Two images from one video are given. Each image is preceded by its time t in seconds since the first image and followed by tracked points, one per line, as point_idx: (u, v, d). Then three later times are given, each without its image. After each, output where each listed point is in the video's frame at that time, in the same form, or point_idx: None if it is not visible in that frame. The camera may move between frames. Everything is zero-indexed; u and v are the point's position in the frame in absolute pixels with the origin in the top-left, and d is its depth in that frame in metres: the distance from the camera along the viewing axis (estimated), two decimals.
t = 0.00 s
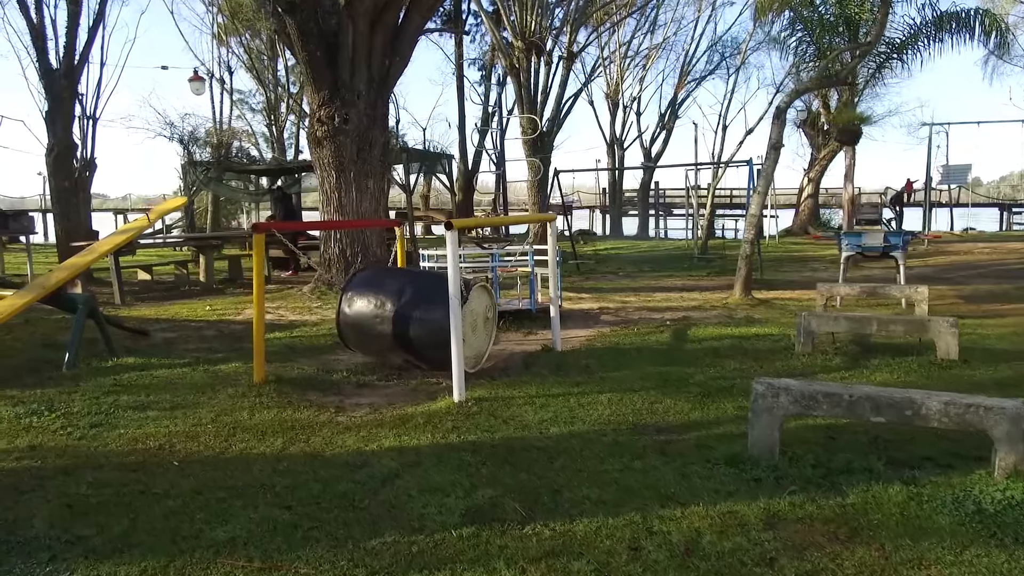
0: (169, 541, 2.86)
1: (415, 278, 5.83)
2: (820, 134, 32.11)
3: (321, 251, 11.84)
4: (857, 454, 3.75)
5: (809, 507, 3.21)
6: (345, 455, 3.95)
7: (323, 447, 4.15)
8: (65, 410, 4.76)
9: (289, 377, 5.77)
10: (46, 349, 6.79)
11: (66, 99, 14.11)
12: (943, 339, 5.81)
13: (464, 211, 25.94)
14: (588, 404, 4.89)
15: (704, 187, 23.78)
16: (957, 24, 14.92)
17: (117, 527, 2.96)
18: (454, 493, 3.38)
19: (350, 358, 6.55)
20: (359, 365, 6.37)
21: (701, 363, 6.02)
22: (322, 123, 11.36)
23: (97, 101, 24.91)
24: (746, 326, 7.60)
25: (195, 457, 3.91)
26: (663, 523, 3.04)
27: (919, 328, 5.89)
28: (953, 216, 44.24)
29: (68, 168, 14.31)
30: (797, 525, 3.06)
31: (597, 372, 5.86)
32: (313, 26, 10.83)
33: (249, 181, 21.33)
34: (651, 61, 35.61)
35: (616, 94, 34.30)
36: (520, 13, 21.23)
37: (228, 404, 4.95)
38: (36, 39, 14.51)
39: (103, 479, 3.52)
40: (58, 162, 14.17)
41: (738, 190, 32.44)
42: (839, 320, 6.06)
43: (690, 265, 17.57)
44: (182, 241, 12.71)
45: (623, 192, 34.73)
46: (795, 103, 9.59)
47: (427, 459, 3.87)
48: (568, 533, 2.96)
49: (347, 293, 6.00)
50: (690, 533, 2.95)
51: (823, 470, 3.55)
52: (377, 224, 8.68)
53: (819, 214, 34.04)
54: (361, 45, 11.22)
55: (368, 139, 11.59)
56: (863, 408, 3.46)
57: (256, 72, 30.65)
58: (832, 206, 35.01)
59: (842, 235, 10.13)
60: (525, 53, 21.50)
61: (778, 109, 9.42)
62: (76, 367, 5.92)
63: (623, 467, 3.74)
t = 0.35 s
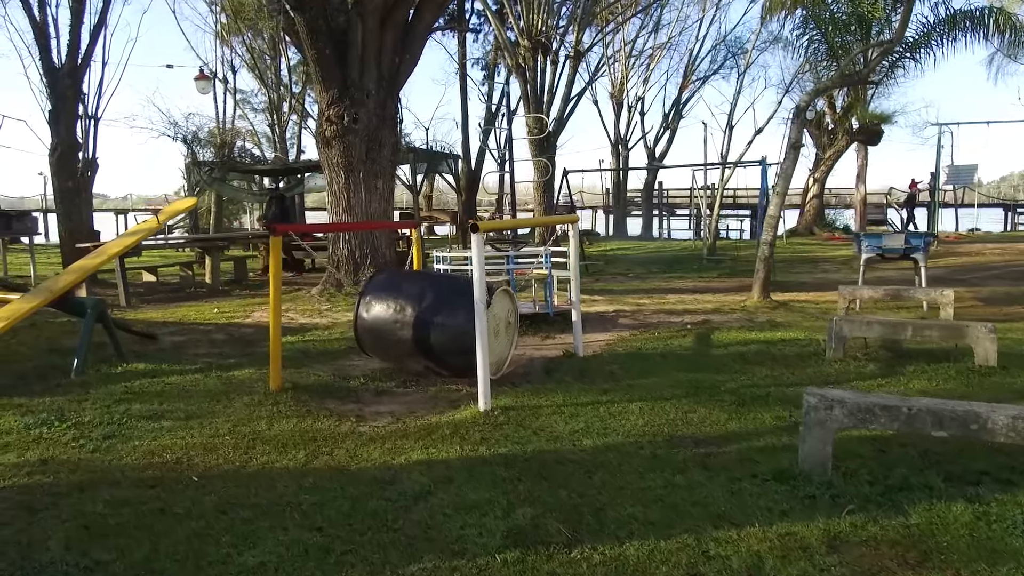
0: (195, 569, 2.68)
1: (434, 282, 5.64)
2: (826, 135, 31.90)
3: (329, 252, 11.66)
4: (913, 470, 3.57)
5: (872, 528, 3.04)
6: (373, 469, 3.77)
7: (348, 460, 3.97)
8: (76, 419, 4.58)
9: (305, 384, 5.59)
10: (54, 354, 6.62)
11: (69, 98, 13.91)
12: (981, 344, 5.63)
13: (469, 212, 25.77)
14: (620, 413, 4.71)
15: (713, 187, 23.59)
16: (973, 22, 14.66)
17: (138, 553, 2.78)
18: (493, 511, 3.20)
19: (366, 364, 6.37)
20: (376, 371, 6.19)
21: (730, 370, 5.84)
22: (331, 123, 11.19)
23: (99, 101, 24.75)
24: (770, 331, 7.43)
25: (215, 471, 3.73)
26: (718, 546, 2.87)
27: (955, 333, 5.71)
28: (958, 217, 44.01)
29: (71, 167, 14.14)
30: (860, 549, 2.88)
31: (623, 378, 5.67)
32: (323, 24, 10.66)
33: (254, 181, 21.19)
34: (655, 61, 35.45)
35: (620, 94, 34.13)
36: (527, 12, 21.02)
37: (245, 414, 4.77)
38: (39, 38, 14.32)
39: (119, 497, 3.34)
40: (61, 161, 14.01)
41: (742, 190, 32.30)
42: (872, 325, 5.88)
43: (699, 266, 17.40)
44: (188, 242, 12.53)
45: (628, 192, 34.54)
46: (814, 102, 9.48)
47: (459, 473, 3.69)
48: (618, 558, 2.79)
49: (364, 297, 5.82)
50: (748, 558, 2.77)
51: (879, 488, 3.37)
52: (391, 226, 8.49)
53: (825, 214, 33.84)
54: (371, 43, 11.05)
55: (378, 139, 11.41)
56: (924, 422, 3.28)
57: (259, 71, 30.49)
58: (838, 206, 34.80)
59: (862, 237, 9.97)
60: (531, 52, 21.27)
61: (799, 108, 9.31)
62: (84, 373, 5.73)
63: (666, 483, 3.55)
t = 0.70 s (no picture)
0: None
1: (452, 284, 5.40)
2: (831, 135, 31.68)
3: (335, 253, 11.43)
4: (975, 484, 3.36)
5: (941, 549, 2.82)
6: (397, 483, 3.56)
7: (370, 472, 3.76)
8: (81, 428, 4.36)
9: (318, 389, 5.37)
10: (57, 357, 6.41)
11: (70, 96, 13.67)
12: (1022, 348, 5.40)
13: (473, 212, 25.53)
14: (651, 421, 4.48)
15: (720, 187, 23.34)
16: (989, 19, 14.37)
17: None
18: (530, 530, 2.99)
19: (379, 368, 6.16)
20: (391, 376, 5.98)
21: (759, 374, 5.62)
22: (338, 120, 10.98)
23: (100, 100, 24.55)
24: (793, 334, 7.21)
25: (229, 484, 3.51)
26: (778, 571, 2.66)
27: (994, 337, 5.48)
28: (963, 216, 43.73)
29: (73, 166, 13.92)
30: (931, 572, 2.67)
31: (648, 383, 5.46)
32: (330, 19, 10.47)
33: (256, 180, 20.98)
34: (659, 59, 35.22)
35: (624, 93, 33.91)
36: (533, 10, 20.75)
37: (258, 422, 4.55)
38: (41, 35, 14.10)
39: (129, 514, 3.13)
40: (63, 160, 13.82)
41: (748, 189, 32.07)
42: (906, 328, 5.65)
43: (708, 266, 17.18)
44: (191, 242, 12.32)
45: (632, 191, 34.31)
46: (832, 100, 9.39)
47: (489, 487, 3.48)
48: None
49: (379, 299, 5.60)
50: None
51: (942, 505, 3.16)
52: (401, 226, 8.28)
53: (830, 213, 33.60)
54: (379, 39, 10.83)
55: (386, 137, 11.19)
56: (991, 434, 3.07)
57: (261, 70, 30.28)
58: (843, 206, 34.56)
59: (882, 236, 9.75)
60: (537, 50, 21.01)
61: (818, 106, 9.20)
62: (88, 379, 5.52)
63: (711, 499, 3.34)
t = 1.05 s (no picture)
0: None
1: (472, 288, 5.19)
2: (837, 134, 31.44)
3: (343, 254, 11.23)
4: None
5: None
6: (425, 502, 3.34)
7: (395, 489, 3.55)
8: (88, 440, 4.16)
9: (332, 397, 5.16)
10: (60, 364, 6.21)
11: (72, 95, 13.47)
12: None
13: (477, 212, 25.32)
14: (686, 433, 4.27)
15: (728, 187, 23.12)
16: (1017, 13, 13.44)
17: None
18: (575, 558, 2.78)
19: (394, 375, 5.95)
20: (407, 383, 5.77)
21: (791, 382, 5.41)
22: (346, 119, 10.76)
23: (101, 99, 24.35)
24: (819, 338, 7.00)
25: (246, 504, 3.30)
26: None
27: None
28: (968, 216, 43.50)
29: (74, 167, 13.71)
30: None
31: (677, 391, 5.25)
32: (338, 15, 10.32)
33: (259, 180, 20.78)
34: (664, 59, 35.01)
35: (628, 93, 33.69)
36: (539, 8, 20.50)
37: (273, 434, 4.34)
38: (42, 33, 13.88)
39: (142, 538, 2.92)
40: (64, 161, 13.60)
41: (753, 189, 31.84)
42: (944, 334, 5.44)
43: (717, 267, 16.98)
44: (195, 243, 12.11)
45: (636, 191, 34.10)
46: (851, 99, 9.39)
47: (525, 506, 3.27)
48: None
49: (395, 303, 5.39)
50: None
51: (1013, 528, 2.95)
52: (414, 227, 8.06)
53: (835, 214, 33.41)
54: (387, 37, 10.62)
55: (394, 136, 10.98)
56: None
57: (262, 70, 30.08)
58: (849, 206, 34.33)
59: (903, 238, 9.54)
60: (543, 49, 20.78)
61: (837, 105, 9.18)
62: (93, 387, 5.31)
63: (762, 521, 3.13)
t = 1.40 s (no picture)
0: None
1: (497, 289, 4.99)
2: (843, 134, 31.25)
3: (351, 254, 11.04)
4: None
5: None
6: (459, 516, 3.15)
7: (424, 501, 3.35)
8: (98, 448, 3.96)
9: (350, 403, 4.97)
10: (67, 367, 6.01)
11: (76, 93, 13.27)
12: None
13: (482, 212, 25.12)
14: (725, 442, 4.08)
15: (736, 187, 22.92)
16: None
17: None
18: None
19: (412, 381, 5.76)
20: (426, 388, 5.59)
21: (827, 386, 5.22)
22: (355, 116, 10.56)
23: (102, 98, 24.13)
24: (847, 341, 6.81)
25: (269, 519, 3.10)
26: None
27: None
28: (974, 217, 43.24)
29: (78, 165, 13.51)
30: None
31: (709, 396, 5.05)
32: (347, 10, 10.15)
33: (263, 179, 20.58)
34: (669, 57, 34.77)
35: (633, 92, 33.50)
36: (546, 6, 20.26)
37: (291, 443, 4.14)
38: (44, 30, 13.70)
39: (162, 558, 2.72)
40: (67, 160, 13.41)
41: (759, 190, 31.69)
42: (985, 337, 5.25)
43: (727, 267, 16.78)
44: (200, 244, 11.92)
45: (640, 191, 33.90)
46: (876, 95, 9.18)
47: (566, 521, 3.08)
48: None
49: (416, 305, 5.19)
50: None
51: None
52: (428, 227, 7.86)
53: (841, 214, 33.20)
54: (397, 32, 10.41)
55: (404, 134, 10.77)
56: None
57: (265, 69, 29.86)
58: (855, 206, 34.14)
59: (926, 237, 9.34)
60: (550, 47, 20.55)
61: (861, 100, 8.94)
62: (101, 391, 5.12)
63: (820, 537, 2.95)
